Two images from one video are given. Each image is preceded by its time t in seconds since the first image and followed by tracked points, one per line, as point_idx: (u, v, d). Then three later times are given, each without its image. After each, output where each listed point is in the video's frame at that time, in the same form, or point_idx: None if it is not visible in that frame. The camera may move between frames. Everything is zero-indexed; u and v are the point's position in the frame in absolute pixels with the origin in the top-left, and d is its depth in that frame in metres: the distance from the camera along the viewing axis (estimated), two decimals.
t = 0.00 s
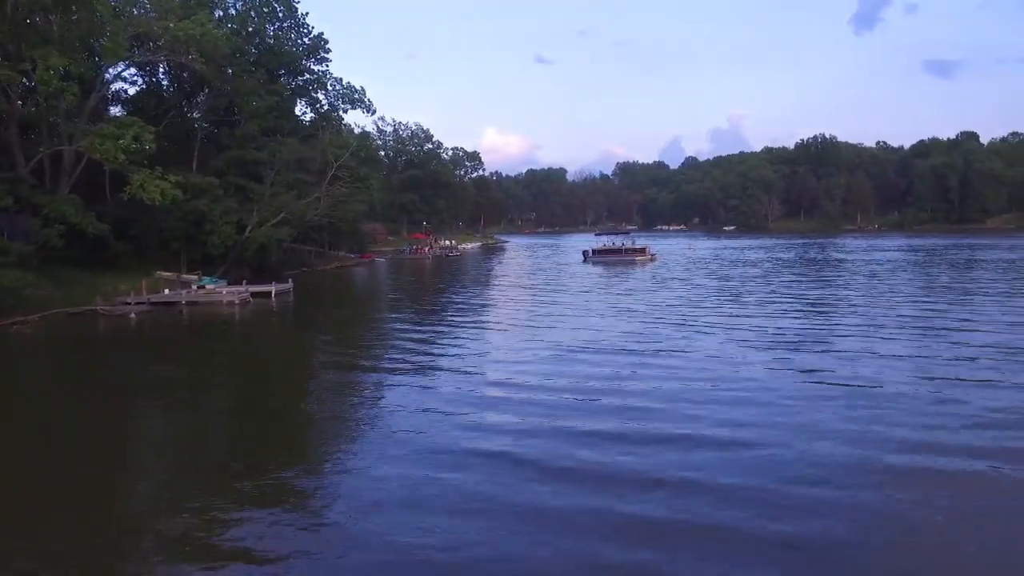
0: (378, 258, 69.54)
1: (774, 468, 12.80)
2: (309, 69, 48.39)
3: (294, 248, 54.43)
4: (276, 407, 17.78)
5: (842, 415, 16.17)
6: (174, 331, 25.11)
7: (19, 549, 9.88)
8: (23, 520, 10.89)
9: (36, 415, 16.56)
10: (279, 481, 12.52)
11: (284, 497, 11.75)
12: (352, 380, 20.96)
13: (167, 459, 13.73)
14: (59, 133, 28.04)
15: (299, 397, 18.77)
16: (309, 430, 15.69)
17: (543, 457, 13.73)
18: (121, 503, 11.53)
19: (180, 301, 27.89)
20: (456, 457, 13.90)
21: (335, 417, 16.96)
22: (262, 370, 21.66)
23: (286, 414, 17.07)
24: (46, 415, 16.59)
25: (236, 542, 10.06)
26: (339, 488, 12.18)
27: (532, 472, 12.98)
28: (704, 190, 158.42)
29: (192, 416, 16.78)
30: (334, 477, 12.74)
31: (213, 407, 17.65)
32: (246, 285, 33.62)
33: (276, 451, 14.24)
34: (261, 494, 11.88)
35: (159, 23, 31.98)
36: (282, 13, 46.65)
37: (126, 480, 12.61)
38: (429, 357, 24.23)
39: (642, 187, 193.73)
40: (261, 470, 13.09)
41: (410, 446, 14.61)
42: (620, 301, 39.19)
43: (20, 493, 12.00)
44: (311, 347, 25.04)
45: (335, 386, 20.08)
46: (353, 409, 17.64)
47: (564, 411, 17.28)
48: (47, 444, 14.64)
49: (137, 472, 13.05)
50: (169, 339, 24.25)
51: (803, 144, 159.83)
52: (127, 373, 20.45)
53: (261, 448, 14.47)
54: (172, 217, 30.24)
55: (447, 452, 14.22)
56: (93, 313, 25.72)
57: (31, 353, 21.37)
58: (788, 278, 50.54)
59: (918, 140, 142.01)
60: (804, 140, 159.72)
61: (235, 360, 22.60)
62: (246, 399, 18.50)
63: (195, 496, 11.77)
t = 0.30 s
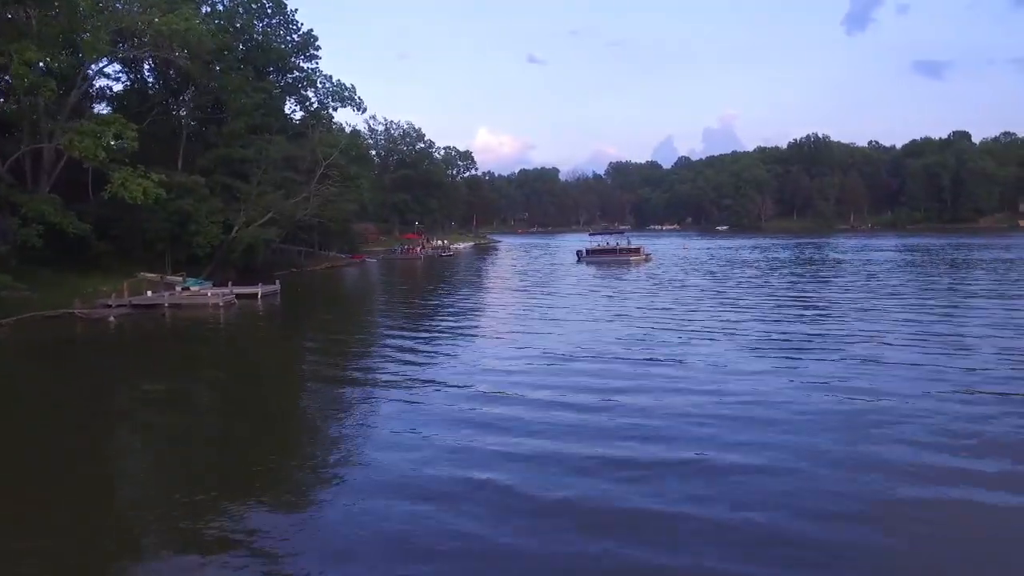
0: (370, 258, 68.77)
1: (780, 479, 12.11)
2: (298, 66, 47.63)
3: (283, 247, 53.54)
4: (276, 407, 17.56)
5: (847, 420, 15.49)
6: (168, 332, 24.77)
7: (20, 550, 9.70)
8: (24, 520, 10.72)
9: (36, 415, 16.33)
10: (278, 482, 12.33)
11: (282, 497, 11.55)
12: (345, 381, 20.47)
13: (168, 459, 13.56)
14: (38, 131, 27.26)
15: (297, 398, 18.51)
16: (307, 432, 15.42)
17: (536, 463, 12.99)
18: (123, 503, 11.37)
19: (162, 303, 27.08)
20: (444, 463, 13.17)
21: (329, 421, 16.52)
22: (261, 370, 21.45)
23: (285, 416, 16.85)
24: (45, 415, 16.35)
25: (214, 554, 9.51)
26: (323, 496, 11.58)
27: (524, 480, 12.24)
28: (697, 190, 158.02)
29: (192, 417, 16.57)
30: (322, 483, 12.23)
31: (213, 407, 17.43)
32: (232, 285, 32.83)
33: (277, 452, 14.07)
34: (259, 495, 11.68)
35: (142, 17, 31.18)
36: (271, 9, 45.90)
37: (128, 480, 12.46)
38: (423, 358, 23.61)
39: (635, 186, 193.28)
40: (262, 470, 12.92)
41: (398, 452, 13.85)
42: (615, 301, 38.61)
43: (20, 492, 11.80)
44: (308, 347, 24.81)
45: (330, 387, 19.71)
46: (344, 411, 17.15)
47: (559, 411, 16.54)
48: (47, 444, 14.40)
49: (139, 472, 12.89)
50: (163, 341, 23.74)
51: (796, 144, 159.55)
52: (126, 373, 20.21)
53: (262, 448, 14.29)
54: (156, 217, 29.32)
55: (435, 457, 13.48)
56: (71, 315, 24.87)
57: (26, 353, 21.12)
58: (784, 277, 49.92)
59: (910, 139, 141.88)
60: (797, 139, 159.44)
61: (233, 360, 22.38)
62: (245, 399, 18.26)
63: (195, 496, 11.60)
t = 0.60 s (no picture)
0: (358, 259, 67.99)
1: (787, 480, 11.49)
2: (285, 64, 46.89)
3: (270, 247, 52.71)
4: (273, 406, 17.09)
5: (851, 420, 14.92)
6: (162, 334, 24.24)
7: (18, 553, 9.18)
8: (23, 520, 10.20)
9: (30, 417, 15.70)
10: (275, 482, 11.80)
11: (274, 500, 10.99)
12: (335, 383, 19.86)
13: (166, 458, 13.03)
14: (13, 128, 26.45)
15: (288, 399, 17.94)
16: (297, 433, 14.86)
17: (530, 465, 12.35)
18: (125, 503, 10.86)
19: (141, 305, 26.26)
20: (433, 467, 12.47)
21: (317, 421, 15.89)
22: (257, 372, 20.94)
23: (279, 415, 16.34)
24: (38, 416, 15.74)
25: (190, 568, 8.84)
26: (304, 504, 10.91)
27: (517, 484, 11.56)
28: (687, 190, 157.80)
29: (190, 417, 16.05)
30: (306, 488, 11.54)
31: (210, 408, 16.93)
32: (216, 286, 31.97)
33: (273, 450, 13.58)
34: (257, 497, 11.14)
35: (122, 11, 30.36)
36: (257, 6, 45.16)
37: (128, 479, 11.92)
38: (413, 360, 22.93)
39: (625, 186, 192.99)
40: (260, 470, 12.41)
41: (384, 456, 13.16)
42: (608, 302, 38.03)
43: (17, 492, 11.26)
44: (301, 347, 24.34)
45: (319, 388, 19.11)
46: (334, 413, 16.53)
47: (552, 413, 15.88)
48: (45, 444, 13.81)
49: (138, 470, 12.37)
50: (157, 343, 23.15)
51: (786, 144, 159.58)
52: (120, 375, 19.64)
53: (259, 447, 13.80)
54: (136, 216, 28.57)
55: (424, 461, 12.77)
56: (44, 319, 24.00)
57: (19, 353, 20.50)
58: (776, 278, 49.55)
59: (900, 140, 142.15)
60: (787, 140, 159.54)
61: (228, 361, 21.88)
62: (241, 401, 17.76)
63: (196, 497, 11.09)
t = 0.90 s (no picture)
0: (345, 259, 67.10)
1: (785, 498, 10.85)
2: (269, 61, 46.00)
3: (254, 248, 51.88)
4: (260, 411, 16.79)
5: (850, 429, 14.29)
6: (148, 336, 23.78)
7: None
8: None
9: (17, 425, 15.70)
10: (248, 492, 11.52)
11: (242, 516, 10.49)
12: (319, 385, 19.25)
13: (143, 470, 12.86)
14: None
15: (266, 407, 17.18)
16: (279, 441, 14.47)
17: (515, 479, 11.65)
18: (82, 522, 10.50)
19: (116, 308, 25.42)
20: (411, 479, 11.77)
21: (302, 429, 15.30)
22: (247, 373, 20.68)
23: (265, 421, 16.00)
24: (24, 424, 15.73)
25: None
26: (273, 521, 10.22)
27: (499, 495, 10.86)
28: (676, 189, 157.57)
29: (175, 424, 15.84)
30: (281, 505, 10.86)
31: (197, 413, 16.69)
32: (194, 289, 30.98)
33: (253, 459, 13.31)
34: (226, 508, 10.84)
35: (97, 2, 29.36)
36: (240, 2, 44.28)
37: (100, 491, 11.77)
38: (397, 364, 22.14)
39: (615, 185, 192.72)
40: (238, 481, 12.15)
41: (364, 467, 12.43)
42: (598, 302, 37.33)
43: None
44: (290, 348, 23.92)
45: (303, 392, 18.52)
46: (318, 420, 15.95)
47: (539, 419, 15.18)
48: (29, 455, 13.76)
49: (115, 483, 12.21)
50: (143, 346, 22.87)
51: (775, 143, 159.50)
52: (107, 380, 19.49)
53: (239, 457, 13.52)
54: (112, 216, 27.73)
55: (402, 473, 12.06)
56: (15, 323, 23.23)
57: None
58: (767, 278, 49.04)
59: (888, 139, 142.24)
60: (776, 139, 159.58)
61: (216, 364, 21.59)
62: (229, 404, 17.47)
63: (167, 510, 10.89)
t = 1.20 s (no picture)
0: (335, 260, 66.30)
1: (790, 515, 10.16)
2: (255, 58, 45.20)
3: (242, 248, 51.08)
4: (242, 417, 16.19)
5: (855, 434, 13.64)
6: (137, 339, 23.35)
7: None
8: None
9: (8, 427, 15.46)
10: (231, 501, 11.09)
11: (213, 536, 9.89)
12: (309, 389, 18.65)
13: (128, 474, 12.52)
14: None
15: (247, 412, 16.58)
16: (265, 445, 14.01)
17: (503, 496, 11.05)
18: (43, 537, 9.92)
19: (95, 311, 24.72)
20: (391, 499, 11.11)
21: (289, 435, 14.70)
22: (239, 374, 20.34)
23: (252, 425, 15.58)
24: (16, 426, 15.53)
25: None
26: (244, 547, 9.50)
27: (485, 523, 10.12)
28: (669, 189, 157.12)
29: (167, 426, 15.55)
30: (255, 526, 10.25)
31: (187, 415, 16.37)
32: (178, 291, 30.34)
33: (236, 465, 12.92)
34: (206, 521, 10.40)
35: None
36: None
37: (67, 503, 11.19)
38: (385, 366, 21.48)
39: (607, 185, 192.21)
40: (221, 488, 11.76)
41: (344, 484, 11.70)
42: (592, 303, 36.72)
43: None
44: (280, 350, 23.47)
45: (291, 397, 17.89)
46: (305, 425, 15.32)
47: (531, 427, 14.45)
48: (17, 458, 13.49)
49: (100, 486, 11.92)
50: (132, 348, 22.50)
51: (768, 143, 159.16)
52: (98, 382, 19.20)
53: (224, 462, 13.13)
54: (91, 216, 26.99)
55: (386, 488, 11.43)
56: None
57: None
58: (762, 277, 48.50)
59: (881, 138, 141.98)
60: (768, 139, 159.32)
61: (207, 365, 21.24)
62: (219, 406, 17.11)
63: (149, 518, 10.55)
